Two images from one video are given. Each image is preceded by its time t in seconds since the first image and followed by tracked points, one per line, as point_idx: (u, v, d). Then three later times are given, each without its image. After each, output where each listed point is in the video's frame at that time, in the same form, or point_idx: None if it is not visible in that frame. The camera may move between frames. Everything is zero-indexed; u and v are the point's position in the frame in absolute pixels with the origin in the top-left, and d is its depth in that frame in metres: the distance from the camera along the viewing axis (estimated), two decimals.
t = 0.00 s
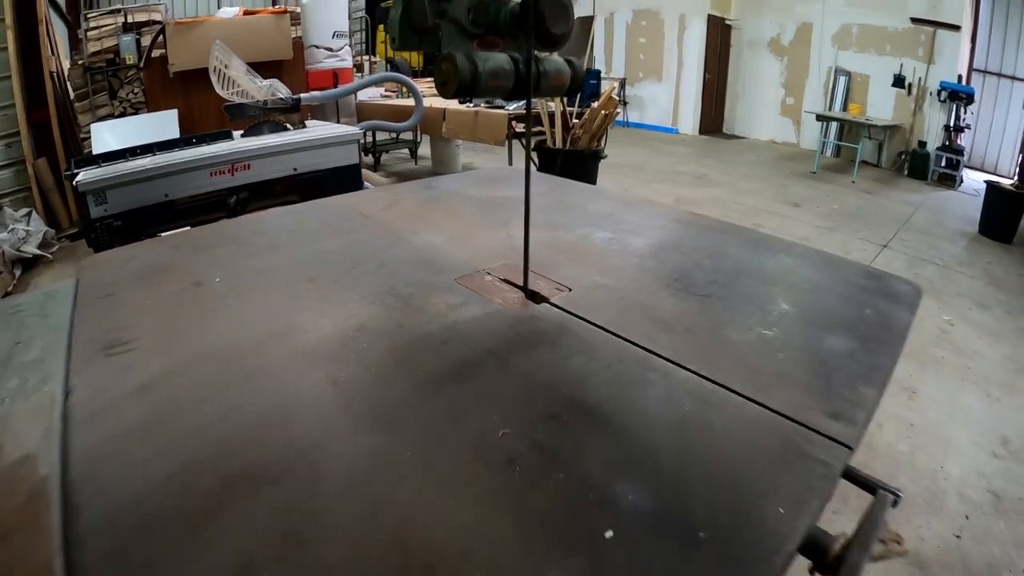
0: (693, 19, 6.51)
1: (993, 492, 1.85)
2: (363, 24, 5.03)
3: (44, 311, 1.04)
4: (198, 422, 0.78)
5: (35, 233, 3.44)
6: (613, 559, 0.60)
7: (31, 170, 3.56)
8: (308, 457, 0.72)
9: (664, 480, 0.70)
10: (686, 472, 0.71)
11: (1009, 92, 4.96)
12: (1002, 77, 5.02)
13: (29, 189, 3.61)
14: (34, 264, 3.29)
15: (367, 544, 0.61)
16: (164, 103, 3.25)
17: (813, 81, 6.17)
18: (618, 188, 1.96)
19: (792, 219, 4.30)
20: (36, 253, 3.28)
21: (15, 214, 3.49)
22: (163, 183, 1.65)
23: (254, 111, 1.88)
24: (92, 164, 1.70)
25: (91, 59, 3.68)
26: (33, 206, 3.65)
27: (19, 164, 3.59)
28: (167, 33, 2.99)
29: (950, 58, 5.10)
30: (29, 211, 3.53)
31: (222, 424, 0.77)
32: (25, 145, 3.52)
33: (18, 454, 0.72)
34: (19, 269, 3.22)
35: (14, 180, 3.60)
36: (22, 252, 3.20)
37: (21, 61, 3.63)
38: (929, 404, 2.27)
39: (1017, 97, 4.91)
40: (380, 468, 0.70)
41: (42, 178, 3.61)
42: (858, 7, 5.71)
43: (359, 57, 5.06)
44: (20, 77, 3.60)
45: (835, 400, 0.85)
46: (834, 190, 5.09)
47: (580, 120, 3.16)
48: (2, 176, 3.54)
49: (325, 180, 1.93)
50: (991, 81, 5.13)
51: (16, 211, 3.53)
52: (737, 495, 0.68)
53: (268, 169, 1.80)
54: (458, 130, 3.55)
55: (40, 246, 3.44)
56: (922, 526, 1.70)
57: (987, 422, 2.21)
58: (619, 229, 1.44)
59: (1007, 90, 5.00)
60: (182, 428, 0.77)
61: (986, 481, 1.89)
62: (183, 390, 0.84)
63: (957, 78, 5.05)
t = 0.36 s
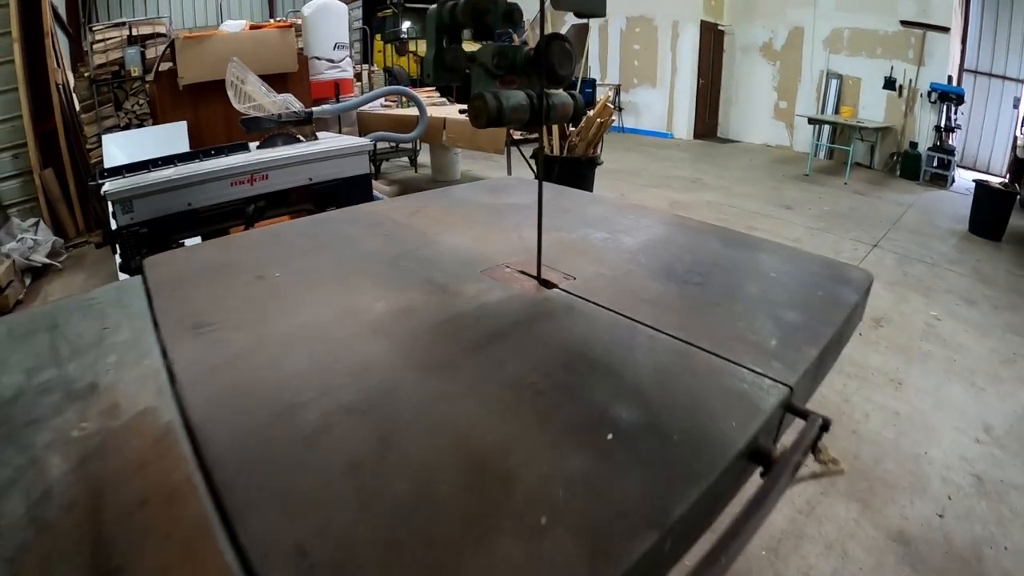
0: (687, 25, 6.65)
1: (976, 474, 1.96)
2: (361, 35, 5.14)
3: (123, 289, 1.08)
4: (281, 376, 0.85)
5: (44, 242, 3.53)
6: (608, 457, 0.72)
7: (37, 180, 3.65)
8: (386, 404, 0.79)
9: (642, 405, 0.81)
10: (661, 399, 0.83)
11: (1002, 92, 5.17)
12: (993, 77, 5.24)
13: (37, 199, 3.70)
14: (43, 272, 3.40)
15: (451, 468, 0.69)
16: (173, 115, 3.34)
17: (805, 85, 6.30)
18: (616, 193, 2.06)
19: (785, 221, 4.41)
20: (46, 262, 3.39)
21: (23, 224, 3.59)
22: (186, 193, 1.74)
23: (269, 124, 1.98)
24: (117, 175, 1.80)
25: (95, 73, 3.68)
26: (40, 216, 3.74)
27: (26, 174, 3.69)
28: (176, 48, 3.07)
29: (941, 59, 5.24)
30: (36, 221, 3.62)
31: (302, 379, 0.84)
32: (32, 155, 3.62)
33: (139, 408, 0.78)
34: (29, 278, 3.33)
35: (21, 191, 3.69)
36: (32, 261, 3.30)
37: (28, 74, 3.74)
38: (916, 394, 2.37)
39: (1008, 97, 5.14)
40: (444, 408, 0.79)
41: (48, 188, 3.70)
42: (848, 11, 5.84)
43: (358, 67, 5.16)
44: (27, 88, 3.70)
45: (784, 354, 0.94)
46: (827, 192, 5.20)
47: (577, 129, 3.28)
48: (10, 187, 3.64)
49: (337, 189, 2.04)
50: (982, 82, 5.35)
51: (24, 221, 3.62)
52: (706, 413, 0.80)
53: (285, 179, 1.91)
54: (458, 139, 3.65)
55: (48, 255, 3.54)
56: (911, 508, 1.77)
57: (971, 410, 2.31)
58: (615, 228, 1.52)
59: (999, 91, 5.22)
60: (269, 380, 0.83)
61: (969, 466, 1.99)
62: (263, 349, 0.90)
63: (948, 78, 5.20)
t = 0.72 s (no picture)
0: (693, 39, 6.78)
1: (965, 473, 2.05)
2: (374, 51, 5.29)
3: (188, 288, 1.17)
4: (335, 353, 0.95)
5: (66, 250, 3.68)
6: (593, 409, 0.82)
7: (59, 191, 3.78)
8: (427, 374, 0.89)
9: (624, 369, 0.91)
10: (631, 377, 0.89)
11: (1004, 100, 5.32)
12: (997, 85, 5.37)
13: (58, 209, 3.83)
14: (65, 280, 3.54)
15: (475, 423, 0.79)
16: (195, 130, 3.46)
17: (810, 97, 6.40)
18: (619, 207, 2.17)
19: (787, 232, 4.51)
20: (67, 269, 3.53)
21: (45, 233, 3.72)
22: (218, 206, 1.87)
23: (293, 142, 2.13)
24: (151, 188, 1.92)
25: (117, 86, 4.17)
26: (61, 225, 3.87)
27: (48, 185, 3.83)
28: (199, 64, 3.18)
29: (944, 69, 5.38)
30: (58, 230, 3.75)
31: (350, 353, 0.94)
32: (54, 167, 3.75)
33: (224, 381, 0.87)
34: (52, 285, 3.47)
35: (43, 201, 3.82)
36: (55, 269, 3.44)
37: (51, 88, 3.88)
38: (909, 398, 2.47)
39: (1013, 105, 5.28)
40: (469, 376, 0.89)
41: (69, 199, 3.83)
42: (852, 23, 5.96)
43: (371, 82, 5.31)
44: (50, 102, 3.84)
45: (751, 325, 1.02)
46: (830, 204, 5.30)
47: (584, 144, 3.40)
48: (32, 197, 3.78)
49: (357, 203, 2.16)
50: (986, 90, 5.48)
51: (46, 230, 3.76)
52: (677, 373, 0.90)
53: (310, 193, 2.04)
54: (469, 153, 3.78)
55: (70, 263, 3.68)
56: (899, 504, 1.86)
57: (963, 414, 2.40)
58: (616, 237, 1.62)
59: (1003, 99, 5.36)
60: (324, 359, 0.92)
61: (959, 465, 2.08)
62: (312, 331, 1.00)
63: (952, 89, 5.35)
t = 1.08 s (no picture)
0: (690, 54, 6.92)
1: (935, 471, 2.18)
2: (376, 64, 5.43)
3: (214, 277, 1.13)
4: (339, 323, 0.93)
5: (75, 254, 3.80)
6: (561, 374, 0.79)
7: (69, 196, 3.91)
8: (414, 342, 0.87)
9: (590, 340, 0.86)
10: (581, 357, 0.82)
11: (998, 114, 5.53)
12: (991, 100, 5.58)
13: (68, 214, 3.96)
14: (74, 282, 3.66)
15: (451, 382, 0.77)
16: (206, 140, 3.59)
17: (805, 111, 6.54)
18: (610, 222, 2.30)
19: (778, 245, 4.64)
20: (76, 272, 3.64)
21: (54, 237, 3.84)
22: (236, 214, 2.01)
23: (303, 155, 2.30)
24: (173, 197, 2.06)
25: (129, 96, 4.41)
26: (70, 229, 3.99)
27: (59, 190, 3.95)
28: (211, 78, 3.28)
29: (937, 85, 5.51)
30: (67, 234, 3.87)
31: (368, 327, 0.91)
32: (65, 172, 3.87)
33: (271, 351, 0.85)
34: (62, 287, 3.59)
35: (53, 206, 3.95)
36: (65, 272, 3.56)
37: (63, 96, 4.01)
38: (886, 402, 2.59)
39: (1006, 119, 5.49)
40: (463, 352, 0.84)
41: (79, 204, 3.97)
42: (846, 39, 6.10)
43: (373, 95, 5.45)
44: (62, 109, 3.97)
45: (717, 303, 0.91)
46: (822, 217, 5.44)
47: (580, 158, 3.55)
48: (42, 201, 3.91)
49: (364, 214, 2.31)
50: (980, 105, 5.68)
51: (56, 234, 3.88)
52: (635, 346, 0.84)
53: (321, 205, 2.19)
54: (468, 167, 3.93)
55: (79, 267, 3.80)
56: (870, 499, 1.98)
57: (937, 417, 2.53)
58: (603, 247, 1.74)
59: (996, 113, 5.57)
60: (348, 330, 0.90)
61: (930, 464, 2.21)
62: (307, 299, 0.99)
63: (945, 103, 5.47)
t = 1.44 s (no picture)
0: (677, 58, 7.04)
1: (907, 457, 2.30)
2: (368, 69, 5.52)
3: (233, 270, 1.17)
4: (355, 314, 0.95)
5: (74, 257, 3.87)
6: (545, 350, 0.82)
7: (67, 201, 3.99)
8: (419, 328, 0.89)
9: (573, 323, 0.89)
10: (565, 335, 0.86)
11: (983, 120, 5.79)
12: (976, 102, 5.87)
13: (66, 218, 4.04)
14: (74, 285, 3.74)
15: (459, 360, 0.80)
16: (206, 144, 3.64)
17: (791, 114, 6.68)
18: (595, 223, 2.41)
19: (762, 245, 4.78)
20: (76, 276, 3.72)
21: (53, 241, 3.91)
22: (241, 218, 2.11)
23: (304, 161, 2.37)
24: (180, 201, 2.16)
25: (125, 100, 4.28)
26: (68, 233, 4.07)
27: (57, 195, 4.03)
28: (210, 86, 3.35)
29: (921, 87, 5.66)
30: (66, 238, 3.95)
31: (367, 313, 0.93)
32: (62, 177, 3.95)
33: (295, 335, 0.89)
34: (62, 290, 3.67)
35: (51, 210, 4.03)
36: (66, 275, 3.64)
37: (61, 101, 4.08)
38: (861, 393, 2.72)
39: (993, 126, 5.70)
40: (461, 332, 0.88)
41: (76, 208, 4.04)
42: (831, 43, 6.25)
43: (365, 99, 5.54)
44: (60, 115, 4.03)
45: (679, 295, 0.97)
46: (806, 217, 5.58)
47: (567, 162, 3.67)
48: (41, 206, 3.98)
49: (362, 218, 2.42)
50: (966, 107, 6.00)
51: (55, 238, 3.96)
52: (608, 329, 0.87)
53: (321, 209, 2.29)
54: (459, 171, 4.04)
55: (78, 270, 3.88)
56: (844, 483, 2.09)
57: (910, 409, 2.65)
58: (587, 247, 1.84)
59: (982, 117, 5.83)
60: (345, 313, 0.93)
61: (902, 451, 2.33)
62: (318, 292, 1.01)
63: (929, 105, 5.63)
